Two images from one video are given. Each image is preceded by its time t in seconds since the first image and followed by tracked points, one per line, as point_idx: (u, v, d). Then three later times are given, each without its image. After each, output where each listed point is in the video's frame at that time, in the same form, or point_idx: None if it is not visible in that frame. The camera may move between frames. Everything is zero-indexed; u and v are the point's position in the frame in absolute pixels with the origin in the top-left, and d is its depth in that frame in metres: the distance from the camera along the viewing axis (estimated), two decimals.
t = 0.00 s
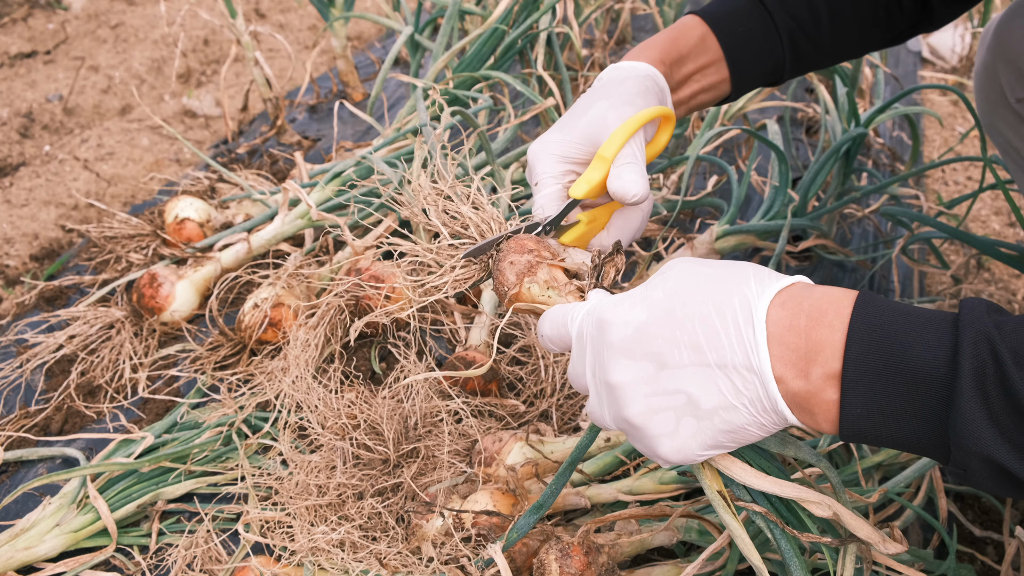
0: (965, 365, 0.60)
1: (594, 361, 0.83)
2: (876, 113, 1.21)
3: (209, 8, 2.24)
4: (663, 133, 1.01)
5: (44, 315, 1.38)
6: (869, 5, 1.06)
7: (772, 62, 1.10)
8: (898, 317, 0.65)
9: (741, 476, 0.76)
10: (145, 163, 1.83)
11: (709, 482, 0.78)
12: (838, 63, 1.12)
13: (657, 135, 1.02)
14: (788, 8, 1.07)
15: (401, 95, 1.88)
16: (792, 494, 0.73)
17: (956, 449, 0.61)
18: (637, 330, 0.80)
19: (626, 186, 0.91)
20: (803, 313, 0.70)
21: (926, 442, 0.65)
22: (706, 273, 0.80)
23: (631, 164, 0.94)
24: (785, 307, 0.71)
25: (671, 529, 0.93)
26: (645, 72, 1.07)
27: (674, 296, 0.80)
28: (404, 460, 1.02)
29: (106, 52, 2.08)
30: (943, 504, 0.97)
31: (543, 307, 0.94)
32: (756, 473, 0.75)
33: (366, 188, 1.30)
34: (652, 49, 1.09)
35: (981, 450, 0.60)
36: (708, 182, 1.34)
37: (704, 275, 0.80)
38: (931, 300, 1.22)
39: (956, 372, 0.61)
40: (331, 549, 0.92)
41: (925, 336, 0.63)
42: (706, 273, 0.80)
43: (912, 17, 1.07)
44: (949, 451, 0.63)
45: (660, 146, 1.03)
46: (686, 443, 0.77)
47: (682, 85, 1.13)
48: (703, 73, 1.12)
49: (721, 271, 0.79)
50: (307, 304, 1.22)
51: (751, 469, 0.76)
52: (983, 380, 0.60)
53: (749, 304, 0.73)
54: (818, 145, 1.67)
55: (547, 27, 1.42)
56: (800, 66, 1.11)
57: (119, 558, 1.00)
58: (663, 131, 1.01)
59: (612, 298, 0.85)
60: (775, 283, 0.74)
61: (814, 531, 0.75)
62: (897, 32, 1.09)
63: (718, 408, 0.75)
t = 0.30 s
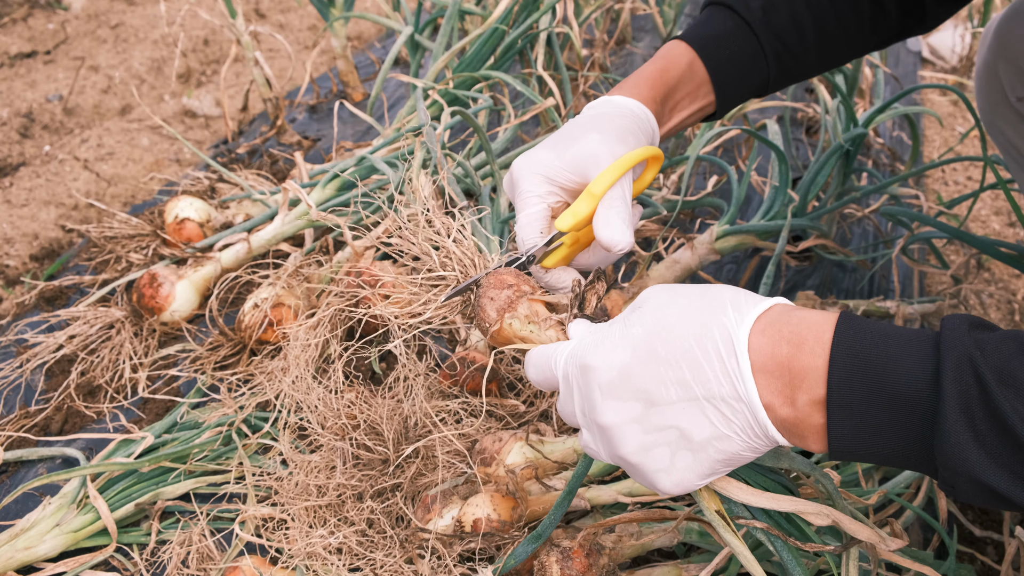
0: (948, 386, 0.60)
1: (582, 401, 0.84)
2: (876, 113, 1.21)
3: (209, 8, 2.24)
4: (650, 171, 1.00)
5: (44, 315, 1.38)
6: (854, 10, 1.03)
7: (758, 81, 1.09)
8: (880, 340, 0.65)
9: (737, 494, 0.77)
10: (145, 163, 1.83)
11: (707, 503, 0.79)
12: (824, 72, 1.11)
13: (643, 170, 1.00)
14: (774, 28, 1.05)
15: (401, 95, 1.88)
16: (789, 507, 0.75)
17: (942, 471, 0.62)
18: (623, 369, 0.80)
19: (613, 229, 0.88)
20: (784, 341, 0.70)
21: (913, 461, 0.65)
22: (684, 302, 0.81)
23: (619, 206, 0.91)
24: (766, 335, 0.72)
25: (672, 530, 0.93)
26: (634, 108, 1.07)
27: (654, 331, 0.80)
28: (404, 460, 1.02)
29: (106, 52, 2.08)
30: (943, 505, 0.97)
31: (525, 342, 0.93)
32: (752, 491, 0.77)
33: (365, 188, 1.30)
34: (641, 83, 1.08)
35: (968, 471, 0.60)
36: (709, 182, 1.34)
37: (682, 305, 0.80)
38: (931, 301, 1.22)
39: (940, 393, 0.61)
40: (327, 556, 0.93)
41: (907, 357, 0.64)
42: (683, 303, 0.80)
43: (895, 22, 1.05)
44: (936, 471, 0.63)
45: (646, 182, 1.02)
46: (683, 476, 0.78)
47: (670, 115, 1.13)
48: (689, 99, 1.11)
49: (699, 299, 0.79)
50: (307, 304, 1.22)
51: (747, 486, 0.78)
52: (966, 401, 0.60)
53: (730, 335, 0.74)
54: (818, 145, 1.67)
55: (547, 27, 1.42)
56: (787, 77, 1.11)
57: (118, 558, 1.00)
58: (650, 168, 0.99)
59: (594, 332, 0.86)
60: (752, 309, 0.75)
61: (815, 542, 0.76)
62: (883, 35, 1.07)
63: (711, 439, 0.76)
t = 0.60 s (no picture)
0: (948, 392, 0.60)
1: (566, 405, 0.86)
2: (876, 113, 1.21)
3: (209, 8, 2.24)
4: (618, 180, 1.04)
5: (44, 315, 1.38)
6: (826, 9, 1.01)
7: (729, 81, 1.08)
8: (877, 350, 0.66)
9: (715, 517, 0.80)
10: (145, 163, 1.83)
11: (681, 528, 0.81)
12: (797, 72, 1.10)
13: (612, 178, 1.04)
14: (745, 28, 1.04)
15: (401, 95, 1.88)
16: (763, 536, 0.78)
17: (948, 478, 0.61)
18: (610, 374, 0.83)
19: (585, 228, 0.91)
20: (776, 351, 0.72)
21: (918, 471, 0.64)
22: (677, 316, 0.83)
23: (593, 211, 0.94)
24: (758, 344, 0.74)
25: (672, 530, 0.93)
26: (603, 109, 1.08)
27: (644, 341, 0.83)
28: (404, 461, 1.02)
29: (106, 52, 2.08)
30: (944, 505, 0.97)
31: (506, 350, 0.98)
32: (731, 518, 0.79)
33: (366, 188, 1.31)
34: (608, 82, 1.09)
35: (975, 478, 0.59)
36: (709, 182, 1.34)
37: (676, 318, 0.83)
38: (930, 301, 1.22)
39: (940, 400, 0.61)
40: (327, 556, 0.94)
41: (905, 366, 0.64)
42: (677, 317, 0.83)
43: (866, 22, 1.01)
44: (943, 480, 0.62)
45: (616, 192, 1.06)
46: (662, 488, 0.78)
47: (639, 115, 1.13)
48: (658, 101, 1.12)
49: (693, 311, 0.82)
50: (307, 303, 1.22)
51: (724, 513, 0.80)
52: (966, 406, 0.60)
53: (721, 344, 0.76)
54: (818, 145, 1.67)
55: (547, 27, 1.42)
56: (758, 76, 1.09)
57: (118, 558, 1.00)
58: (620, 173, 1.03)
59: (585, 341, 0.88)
60: (749, 321, 0.76)
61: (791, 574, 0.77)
62: (859, 33, 1.03)
63: (695, 450, 0.77)
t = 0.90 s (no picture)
0: (935, 407, 0.59)
1: (558, 418, 0.85)
2: (877, 113, 1.21)
3: (210, 8, 2.24)
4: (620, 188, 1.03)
5: (44, 315, 1.38)
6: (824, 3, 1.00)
7: (734, 78, 1.08)
8: (863, 364, 0.64)
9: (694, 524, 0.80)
10: (145, 163, 1.83)
11: (676, 539, 0.81)
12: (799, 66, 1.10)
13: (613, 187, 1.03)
14: (747, 28, 1.04)
15: (401, 95, 1.88)
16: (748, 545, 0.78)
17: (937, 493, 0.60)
18: (600, 387, 0.82)
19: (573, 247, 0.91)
20: (763, 364, 0.71)
21: (908, 483, 0.63)
22: (670, 327, 0.82)
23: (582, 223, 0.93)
24: (745, 359, 0.73)
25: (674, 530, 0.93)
26: (606, 114, 1.08)
27: (635, 352, 0.81)
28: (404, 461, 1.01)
29: (106, 52, 2.08)
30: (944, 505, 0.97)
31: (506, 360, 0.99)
32: (722, 526, 0.78)
33: (366, 188, 1.31)
34: (612, 86, 1.10)
35: (963, 492, 0.58)
36: (708, 183, 1.34)
37: (667, 330, 0.82)
38: (930, 301, 1.22)
39: (928, 414, 0.60)
40: (326, 560, 0.94)
41: (891, 379, 0.63)
42: (669, 328, 0.82)
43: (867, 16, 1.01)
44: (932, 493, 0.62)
45: (618, 202, 1.05)
46: (654, 503, 0.78)
47: (643, 115, 1.13)
48: (663, 103, 1.12)
49: (680, 324, 0.81)
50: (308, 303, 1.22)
51: (717, 523, 0.79)
52: (952, 422, 0.59)
53: (709, 357, 0.75)
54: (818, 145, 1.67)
55: (547, 27, 1.42)
56: (764, 73, 1.08)
57: (118, 558, 1.00)
58: (619, 186, 1.03)
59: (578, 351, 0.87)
60: (734, 335, 0.76)
61: None
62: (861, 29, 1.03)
63: (684, 461, 0.77)
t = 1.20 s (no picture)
0: (945, 459, 0.58)
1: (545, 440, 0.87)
2: (876, 113, 1.21)
3: (210, 8, 2.24)
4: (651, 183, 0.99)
5: (44, 315, 1.38)
6: (835, 11, 1.02)
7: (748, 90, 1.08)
8: (866, 414, 0.63)
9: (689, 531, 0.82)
10: (145, 163, 1.83)
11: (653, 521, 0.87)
12: (807, 79, 1.11)
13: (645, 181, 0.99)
14: (764, 40, 1.04)
15: (401, 95, 1.88)
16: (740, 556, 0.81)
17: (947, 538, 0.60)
18: (584, 427, 0.82)
19: (622, 217, 0.95)
20: (749, 429, 0.67)
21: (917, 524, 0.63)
22: (656, 368, 0.78)
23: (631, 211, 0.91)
24: (731, 421, 0.70)
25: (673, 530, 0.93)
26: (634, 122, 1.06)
27: (618, 394, 0.79)
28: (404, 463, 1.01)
29: (106, 52, 2.08)
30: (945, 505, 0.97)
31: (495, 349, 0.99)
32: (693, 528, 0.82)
33: (366, 188, 1.31)
34: (637, 96, 1.07)
35: (977, 540, 0.58)
36: (709, 183, 1.34)
37: (653, 372, 0.78)
38: (930, 301, 1.22)
39: (936, 465, 0.59)
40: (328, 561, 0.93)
41: (895, 429, 0.62)
42: (654, 368, 0.78)
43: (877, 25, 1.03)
44: (940, 534, 0.62)
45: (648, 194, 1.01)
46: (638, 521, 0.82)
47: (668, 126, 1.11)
48: (687, 113, 1.10)
49: (667, 368, 0.77)
50: (307, 303, 1.22)
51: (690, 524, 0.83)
52: (962, 470, 0.58)
53: (694, 415, 0.72)
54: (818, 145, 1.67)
55: (547, 27, 1.42)
56: (776, 82, 1.09)
57: (118, 558, 1.00)
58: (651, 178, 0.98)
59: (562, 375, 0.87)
60: (722, 389, 0.72)
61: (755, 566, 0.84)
62: (869, 38, 1.05)
63: (668, 497, 0.78)
